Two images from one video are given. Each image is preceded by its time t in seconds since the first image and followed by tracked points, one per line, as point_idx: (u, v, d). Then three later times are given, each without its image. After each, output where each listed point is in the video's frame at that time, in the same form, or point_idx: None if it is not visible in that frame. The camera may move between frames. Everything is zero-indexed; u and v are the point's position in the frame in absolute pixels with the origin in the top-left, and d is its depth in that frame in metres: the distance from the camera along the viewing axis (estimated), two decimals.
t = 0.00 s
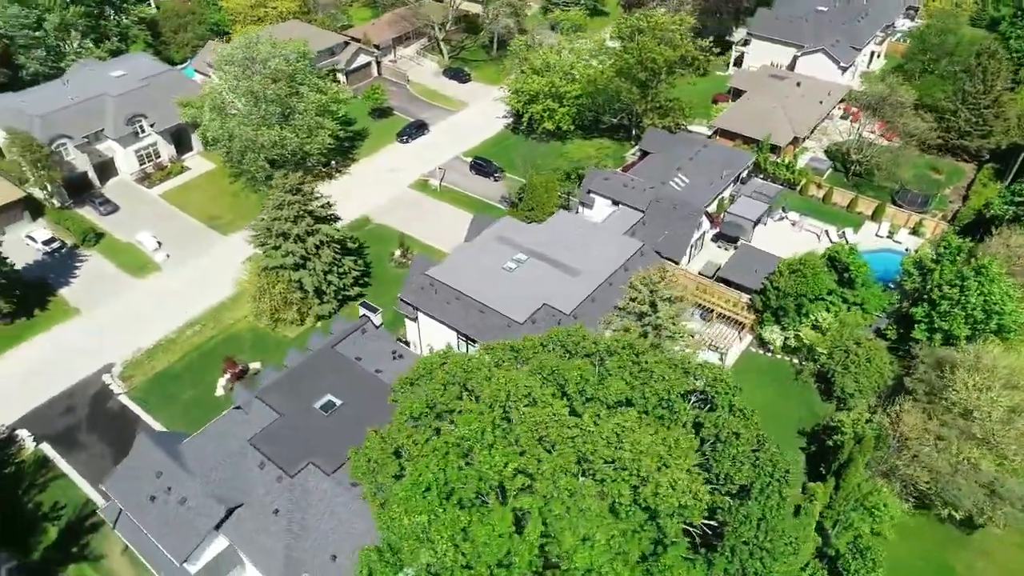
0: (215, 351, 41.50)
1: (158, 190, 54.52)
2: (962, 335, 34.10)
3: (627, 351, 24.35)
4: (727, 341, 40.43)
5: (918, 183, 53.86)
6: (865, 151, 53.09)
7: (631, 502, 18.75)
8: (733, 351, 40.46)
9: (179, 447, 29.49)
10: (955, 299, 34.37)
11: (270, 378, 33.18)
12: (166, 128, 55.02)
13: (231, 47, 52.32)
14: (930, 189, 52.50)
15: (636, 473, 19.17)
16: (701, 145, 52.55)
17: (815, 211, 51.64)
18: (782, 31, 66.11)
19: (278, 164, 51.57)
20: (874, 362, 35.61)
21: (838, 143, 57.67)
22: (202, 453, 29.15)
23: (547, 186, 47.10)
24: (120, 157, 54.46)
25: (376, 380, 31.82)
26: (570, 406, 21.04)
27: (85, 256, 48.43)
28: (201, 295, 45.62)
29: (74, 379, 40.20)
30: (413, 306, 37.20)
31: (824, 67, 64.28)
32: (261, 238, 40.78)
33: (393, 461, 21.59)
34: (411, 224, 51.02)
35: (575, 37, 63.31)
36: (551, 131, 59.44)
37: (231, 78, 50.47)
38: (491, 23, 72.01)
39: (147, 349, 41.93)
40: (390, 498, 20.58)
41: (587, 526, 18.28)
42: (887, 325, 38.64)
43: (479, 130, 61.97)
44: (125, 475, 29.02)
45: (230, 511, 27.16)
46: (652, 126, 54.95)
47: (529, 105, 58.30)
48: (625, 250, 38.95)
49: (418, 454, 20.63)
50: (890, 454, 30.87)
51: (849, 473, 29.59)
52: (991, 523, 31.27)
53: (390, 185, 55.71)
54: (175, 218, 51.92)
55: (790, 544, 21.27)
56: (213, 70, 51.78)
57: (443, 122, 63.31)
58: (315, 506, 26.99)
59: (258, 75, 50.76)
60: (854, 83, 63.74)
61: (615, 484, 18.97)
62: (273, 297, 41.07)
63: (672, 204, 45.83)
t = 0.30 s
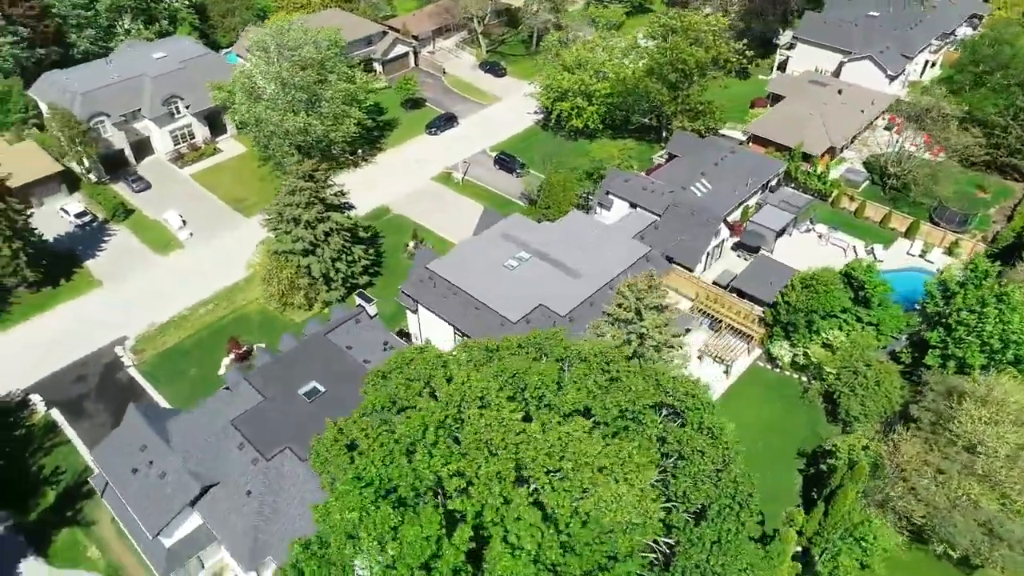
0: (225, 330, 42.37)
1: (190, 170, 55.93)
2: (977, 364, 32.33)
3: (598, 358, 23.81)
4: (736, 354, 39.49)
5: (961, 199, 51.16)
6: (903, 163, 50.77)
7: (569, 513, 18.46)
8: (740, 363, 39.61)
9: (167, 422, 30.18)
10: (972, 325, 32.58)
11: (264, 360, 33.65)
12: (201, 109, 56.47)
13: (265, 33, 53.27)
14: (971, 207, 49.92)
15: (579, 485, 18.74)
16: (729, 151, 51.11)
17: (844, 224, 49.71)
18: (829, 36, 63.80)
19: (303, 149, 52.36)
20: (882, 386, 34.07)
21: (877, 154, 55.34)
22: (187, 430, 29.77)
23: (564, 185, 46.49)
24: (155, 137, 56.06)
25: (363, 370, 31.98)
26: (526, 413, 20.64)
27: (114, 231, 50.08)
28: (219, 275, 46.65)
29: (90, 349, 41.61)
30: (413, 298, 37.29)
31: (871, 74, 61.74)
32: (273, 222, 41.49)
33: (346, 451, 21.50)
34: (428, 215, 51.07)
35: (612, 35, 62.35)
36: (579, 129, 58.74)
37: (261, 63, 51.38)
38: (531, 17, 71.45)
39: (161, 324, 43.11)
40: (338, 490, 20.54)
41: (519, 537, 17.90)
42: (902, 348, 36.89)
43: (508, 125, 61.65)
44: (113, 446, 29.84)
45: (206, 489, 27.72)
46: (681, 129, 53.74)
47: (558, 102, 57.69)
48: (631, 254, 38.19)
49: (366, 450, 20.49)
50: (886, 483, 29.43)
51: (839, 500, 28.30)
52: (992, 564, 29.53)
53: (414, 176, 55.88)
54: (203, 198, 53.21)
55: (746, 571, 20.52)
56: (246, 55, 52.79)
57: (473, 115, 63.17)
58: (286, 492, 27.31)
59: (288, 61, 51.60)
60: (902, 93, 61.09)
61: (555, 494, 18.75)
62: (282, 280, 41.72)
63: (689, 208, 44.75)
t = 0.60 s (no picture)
0: (246, 306, 43.48)
1: (235, 149, 57.49)
2: (1000, 404, 30.42)
3: (573, 364, 23.36)
4: (751, 369, 38.20)
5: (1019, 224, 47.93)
6: (956, 183, 48.04)
7: (509, 519, 18.36)
8: (756, 380, 38.34)
9: (168, 392, 31.21)
10: (998, 360, 30.57)
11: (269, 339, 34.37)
12: (251, 91, 58.43)
13: (312, 20, 54.36)
14: None
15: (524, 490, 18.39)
16: (770, 160, 49.30)
17: (886, 243, 47.38)
18: (892, 46, 60.91)
19: (341, 135, 53.23)
20: (897, 416, 32.32)
21: (932, 173, 52.52)
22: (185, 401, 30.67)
23: (592, 185, 45.76)
24: (205, 116, 57.73)
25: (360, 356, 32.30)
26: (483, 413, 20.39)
27: (157, 203, 52.00)
28: (249, 252, 47.90)
29: (120, 316, 43.33)
30: (422, 289, 37.42)
31: (935, 87, 58.53)
32: (298, 205, 42.31)
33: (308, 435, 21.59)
34: (457, 207, 51.16)
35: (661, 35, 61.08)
36: (619, 129, 57.83)
37: (306, 49, 52.46)
38: (584, 14, 70.73)
39: (187, 296, 44.53)
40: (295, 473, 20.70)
41: (454, 538, 17.65)
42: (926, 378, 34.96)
43: (550, 121, 61.09)
44: (116, 410, 31.06)
45: (194, 460, 28.51)
46: (722, 135, 52.18)
47: (599, 101, 56.92)
48: (646, 260, 37.31)
49: (323, 436, 20.57)
50: (886, 519, 27.69)
51: (830, 531, 26.95)
52: None
53: (449, 167, 56.01)
54: (244, 177, 54.68)
55: None
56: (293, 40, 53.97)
57: (516, 110, 62.86)
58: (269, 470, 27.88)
59: (332, 48, 52.57)
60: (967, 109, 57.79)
61: (498, 498, 18.47)
62: (303, 262, 42.50)
63: (717, 217, 43.48)
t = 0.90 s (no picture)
0: (270, 284, 44.57)
1: (280, 131, 58.99)
2: (1017, 445, 28.79)
3: (547, 366, 23.06)
4: (764, 387, 36.95)
5: None
6: (1012, 209, 45.14)
7: (450, 516, 18.27)
8: (768, 397, 37.10)
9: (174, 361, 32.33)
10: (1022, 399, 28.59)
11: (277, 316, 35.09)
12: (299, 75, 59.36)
13: (361, 7, 55.15)
14: None
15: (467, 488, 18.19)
16: (812, 171, 47.39)
17: (927, 266, 45.01)
18: (960, 60, 57.65)
19: (380, 123, 53.87)
20: (908, 448, 30.71)
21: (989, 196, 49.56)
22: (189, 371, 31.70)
23: (620, 187, 44.95)
24: (255, 97, 59.79)
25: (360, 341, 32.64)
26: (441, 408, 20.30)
27: (200, 179, 53.85)
28: (280, 232, 49.06)
29: (152, 284, 45.11)
30: (433, 279, 37.59)
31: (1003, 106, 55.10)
32: (324, 189, 43.10)
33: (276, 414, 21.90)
34: (487, 201, 51.12)
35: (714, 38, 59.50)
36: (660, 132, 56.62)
37: (352, 36, 53.24)
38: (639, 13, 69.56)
39: (216, 270, 45.98)
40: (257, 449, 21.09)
41: (388, 529, 17.57)
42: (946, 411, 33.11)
43: (592, 120, 60.26)
44: (126, 375, 32.42)
45: (188, 430, 29.41)
46: (764, 143, 50.53)
47: (642, 102, 55.87)
48: (661, 266, 36.49)
49: (285, 416, 20.81)
50: (879, 557, 25.44)
51: (814, 562, 25.78)
52: None
53: (485, 160, 55.98)
54: (286, 159, 56.03)
55: None
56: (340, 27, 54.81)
57: (560, 107, 62.26)
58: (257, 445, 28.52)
59: (377, 36, 53.23)
60: None
61: (440, 493, 18.38)
62: (325, 245, 43.24)
63: (746, 227, 42.15)
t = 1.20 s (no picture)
0: (291, 264, 45.59)
1: (320, 115, 60.11)
2: None
3: (515, 364, 22.92)
4: (770, 404, 35.70)
5: None
6: None
7: (388, 505, 18.62)
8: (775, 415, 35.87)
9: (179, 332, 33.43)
10: None
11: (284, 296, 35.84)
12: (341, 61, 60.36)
13: None
14: None
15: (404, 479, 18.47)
16: (848, 184, 45.52)
17: (963, 291, 42.72)
18: None
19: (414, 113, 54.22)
20: (909, 479, 29.08)
21: None
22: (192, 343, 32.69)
23: (643, 189, 44.15)
24: (299, 82, 61.14)
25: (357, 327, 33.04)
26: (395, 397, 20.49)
27: (238, 159, 55.40)
28: (307, 215, 50.04)
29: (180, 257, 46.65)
30: (440, 271, 37.79)
31: None
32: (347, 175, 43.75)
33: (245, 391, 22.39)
34: (512, 196, 50.98)
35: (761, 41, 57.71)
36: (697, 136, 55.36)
37: (391, 23, 53.57)
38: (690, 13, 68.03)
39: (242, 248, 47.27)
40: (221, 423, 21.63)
41: (323, 513, 18.00)
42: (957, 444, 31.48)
43: (629, 120, 59.30)
44: (134, 343, 33.66)
45: (183, 401, 30.26)
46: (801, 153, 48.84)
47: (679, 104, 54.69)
48: (668, 272, 35.71)
49: (248, 393, 21.34)
50: None
51: None
52: None
53: (517, 155, 55.78)
54: (322, 143, 57.07)
55: None
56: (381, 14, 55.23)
57: (599, 105, 61.50)
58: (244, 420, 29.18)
59: (416, 26, 53.56)
60: None
61: (379, 482, 18.72)
62: (343, 230, 43.86)
63: (767, 238, 40.86)
